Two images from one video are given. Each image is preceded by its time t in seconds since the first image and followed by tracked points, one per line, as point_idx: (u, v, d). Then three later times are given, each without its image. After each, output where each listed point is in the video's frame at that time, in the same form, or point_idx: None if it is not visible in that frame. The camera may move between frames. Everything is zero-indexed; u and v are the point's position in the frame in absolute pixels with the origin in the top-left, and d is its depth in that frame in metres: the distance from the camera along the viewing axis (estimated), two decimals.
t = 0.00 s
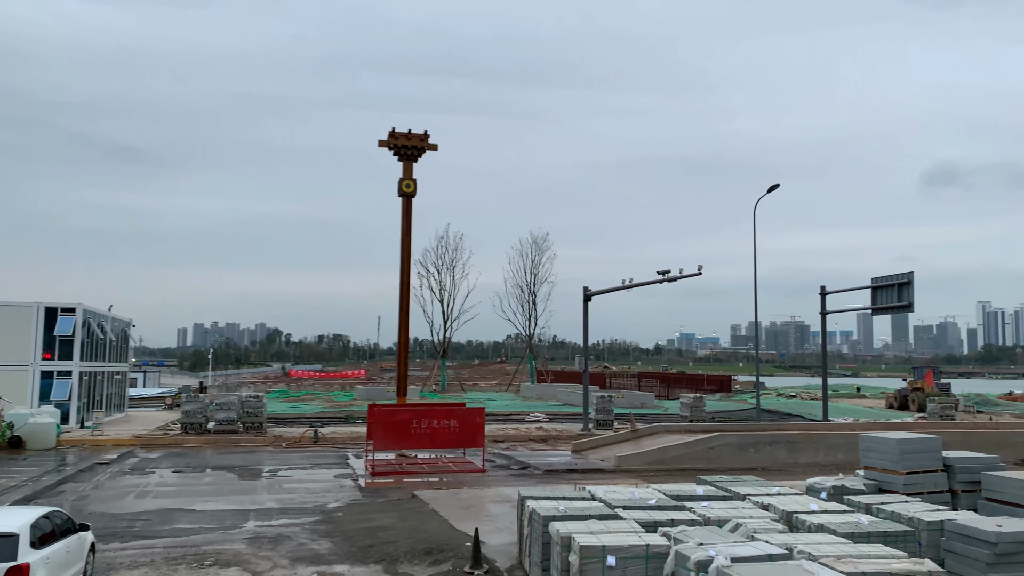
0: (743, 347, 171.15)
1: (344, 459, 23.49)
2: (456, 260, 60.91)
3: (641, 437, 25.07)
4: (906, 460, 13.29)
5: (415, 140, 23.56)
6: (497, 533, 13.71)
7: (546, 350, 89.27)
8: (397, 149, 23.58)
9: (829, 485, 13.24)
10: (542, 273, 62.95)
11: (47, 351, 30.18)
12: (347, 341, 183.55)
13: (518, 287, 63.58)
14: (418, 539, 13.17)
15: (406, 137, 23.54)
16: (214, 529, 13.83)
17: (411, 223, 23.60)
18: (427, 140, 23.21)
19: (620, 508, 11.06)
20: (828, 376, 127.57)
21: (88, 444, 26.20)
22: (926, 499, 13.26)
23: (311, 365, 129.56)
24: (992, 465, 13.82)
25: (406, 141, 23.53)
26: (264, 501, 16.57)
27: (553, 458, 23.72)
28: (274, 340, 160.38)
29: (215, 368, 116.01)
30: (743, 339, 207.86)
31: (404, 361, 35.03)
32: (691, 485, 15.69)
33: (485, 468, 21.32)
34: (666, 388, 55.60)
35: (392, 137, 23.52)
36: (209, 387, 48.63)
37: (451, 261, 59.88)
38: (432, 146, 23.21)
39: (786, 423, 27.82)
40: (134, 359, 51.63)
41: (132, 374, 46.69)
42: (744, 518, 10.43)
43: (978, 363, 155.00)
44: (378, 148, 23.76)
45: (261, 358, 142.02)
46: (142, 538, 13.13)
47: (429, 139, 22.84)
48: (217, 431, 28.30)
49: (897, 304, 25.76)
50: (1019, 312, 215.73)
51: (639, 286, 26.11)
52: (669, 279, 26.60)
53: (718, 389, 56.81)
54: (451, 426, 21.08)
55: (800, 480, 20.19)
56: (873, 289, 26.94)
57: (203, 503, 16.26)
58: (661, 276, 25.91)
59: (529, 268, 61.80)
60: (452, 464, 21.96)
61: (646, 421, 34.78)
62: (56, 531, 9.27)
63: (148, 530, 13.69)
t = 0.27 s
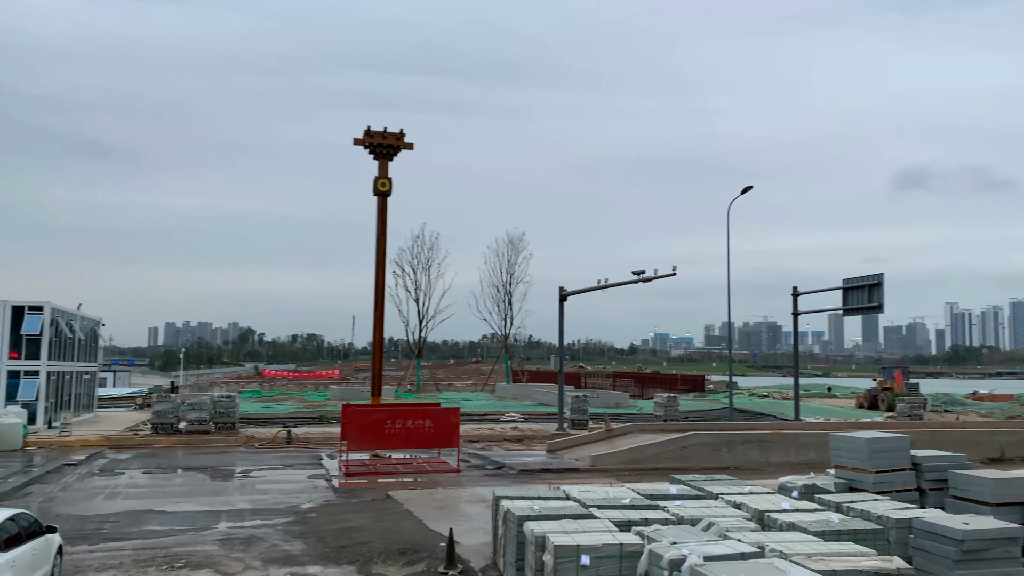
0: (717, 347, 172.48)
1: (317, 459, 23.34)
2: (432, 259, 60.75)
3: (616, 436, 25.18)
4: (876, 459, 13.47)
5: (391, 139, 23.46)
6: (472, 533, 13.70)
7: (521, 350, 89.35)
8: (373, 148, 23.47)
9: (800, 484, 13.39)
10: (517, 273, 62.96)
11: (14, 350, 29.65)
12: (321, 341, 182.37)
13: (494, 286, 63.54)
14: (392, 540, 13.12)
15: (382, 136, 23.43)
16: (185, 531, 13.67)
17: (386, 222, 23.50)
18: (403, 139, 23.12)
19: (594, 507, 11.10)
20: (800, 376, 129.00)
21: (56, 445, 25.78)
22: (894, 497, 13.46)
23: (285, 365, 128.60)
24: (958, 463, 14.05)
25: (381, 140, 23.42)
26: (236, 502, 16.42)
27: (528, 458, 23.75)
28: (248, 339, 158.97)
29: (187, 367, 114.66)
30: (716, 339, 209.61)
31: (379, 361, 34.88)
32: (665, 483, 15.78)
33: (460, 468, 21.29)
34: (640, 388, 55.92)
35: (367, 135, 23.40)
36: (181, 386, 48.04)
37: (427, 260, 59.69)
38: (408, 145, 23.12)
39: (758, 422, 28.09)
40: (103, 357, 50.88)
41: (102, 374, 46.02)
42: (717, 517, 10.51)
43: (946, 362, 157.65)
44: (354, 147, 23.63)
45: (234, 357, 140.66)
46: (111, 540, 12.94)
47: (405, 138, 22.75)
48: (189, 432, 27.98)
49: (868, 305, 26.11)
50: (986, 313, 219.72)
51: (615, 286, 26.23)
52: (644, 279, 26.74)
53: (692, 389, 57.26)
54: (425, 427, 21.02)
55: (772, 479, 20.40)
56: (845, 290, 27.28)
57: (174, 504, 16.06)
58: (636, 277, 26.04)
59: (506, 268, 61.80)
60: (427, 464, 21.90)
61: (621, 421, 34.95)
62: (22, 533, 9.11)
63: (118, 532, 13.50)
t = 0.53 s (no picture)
0: (688, 346, 173.82)
1: (288, 459, 23.15)
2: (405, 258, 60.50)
3: (588, 435, 25.28)
4: (843, 457, 13.67)
5: (364, 137, 23.33)
6: (444, 533, 13.68)
7: (494, 349, 89.35)
8: (345, 146, 23.32)
9: (769, 482, 13.55)
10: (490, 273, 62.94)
11: None
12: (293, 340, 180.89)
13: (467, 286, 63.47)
14: (364, 540, 13.06)
15: (355, 134, 23.30)
16: (152, 533, 13.48)
17: (359, 220, 23.37)
18: (375, 137, 23.01)
19: (566, 506, 11.13)
20: (769, 375, 130.46)
21: (19, 446, 25.29)
22: (861, 494, 13.67)
23: (256, 364, 127.38)
24: (924, 461, 14.29)
25: (354, 138, 23.28)
26: (205, 503, 16.23)
27: (501, 457, 23.76)
28: (218, 339, 157.21)
29: (155, 367, 113.07)
30: (687, 338, 211.26)
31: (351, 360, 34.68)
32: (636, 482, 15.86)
33: (432, 468, 21.23)
34: (613, 387, 56.22)
35: (339, 133, 23.25)
36: (148, 386, 47.36)
37: (400, 259, 59.44)
38: (380, 143, 23.01)
39: (728, 421, 28.38)
40: (69, 357, 50.04)
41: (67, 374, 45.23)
42: (688, 514, 10.59)
43: (911, 362, 160.34)
44: (326, 144, 23.46)
45: (203, 357, 139.03)
46: (76, 543, 12.73)
47: (377, 136, 22.63)
48: (157, 432, 27.60)
49: (835, 305, 26.48)
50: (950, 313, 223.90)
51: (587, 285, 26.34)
52: (616, 278, 26.88)
53: (663, 387, 57.71)
54: (397, 427, 20.95)
55: (742, 477, 20.62)
56: (813, 290, 27.63)
57: (141, 506, 15.84)
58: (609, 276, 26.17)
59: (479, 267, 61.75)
60: (399, 464, 21.80)
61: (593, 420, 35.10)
62: None
63: (83, 534, 13.28)
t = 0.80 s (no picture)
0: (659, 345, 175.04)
1: (258, 459, 22.94)
2: (377, 256, 60.16)
3: (560, 432, 25.36)
4: (811, 453, 13.85)
5: (335, 134, 23.17)
6: (416, 532, 13.64)
7: (467, 348, 89.29)
8: (315, 143, 23.14)
9: (738, 478, 13.71)
10: (463, 271, 62.83)
11: None
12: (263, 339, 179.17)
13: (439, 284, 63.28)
14: (335, 540, 12.99)
15: (326, 130, 23.13)
16: (119, 534, 13.28)
17: (330, 217, 23.21)
18: (347, 134, 22.86)
19: (538, 504, 11.16)
20: (739, 373, 131.86)
21: None
22: (828, 490, 13.87)
23: (225, 363, 125.93)
24: (889, 457, 14.53)
25: (325, 135, 23.11)
26: (173, 503, 16.01)
27: (473, 455, 23.75)
28: (186, 337, 155.21)
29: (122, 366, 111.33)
30: (658, 336, 212.76)
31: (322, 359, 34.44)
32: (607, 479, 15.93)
33: (403, 467, 21.16)
34: (585, 384, 56.47)
35: (310, 130, 23.06)
36: (115, 386, 46.67)
37: (372, 257, 59.09)
38: (352, 140, 22.86)
39: (698, 418, 28.63)
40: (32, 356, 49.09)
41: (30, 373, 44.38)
42: (658, 511, 10.67)
43: (877, 359, 162.98)
44: (296, 141, 23.25)
45: (171, 355, 137.15)
46: (39, 545, 12.49)
47: (349, 133, 22.49)
48: (123, 432, 27.18)
49: (803, 303, 26.82)
50: (915, 311, 227.91)
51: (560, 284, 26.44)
52: (588, 277, 27.01)
53: (634, 385, 58.14)
54: (369, 426, 20.84)
55: (712, 473, 20.82)
56: (782, 288, 27.97)
57: (107, 507, 15.59)
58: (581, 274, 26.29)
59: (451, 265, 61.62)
60: (370, 463, 21.70)
61: (565, 418, 35.21)
62: None
63: (47, 537, 13.04)
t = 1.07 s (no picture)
0: (632, 343, 175.91)
1: (229, 458, 22.70)
2: (350, 254, 59.73)
3: (533, 430, 25.42)
4: (780, 449, 14.02)
5: (307, 130, 22.98)
6: (388, 530, 13.60)
7: (441, 345, 89.07)
8: (287, 139, 22.93)
9: (709, 474, 13.85)
10: (436, 268, 62.65)
11: None
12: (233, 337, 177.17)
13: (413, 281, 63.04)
14: (306, 539, 12.91)
15: (298, 126, 22.93)
16: (86, 535, 13.07)
17: (302, 214, 23.02)
18: (319, 130, 22.68)
19: (511, 501, 11.17)
20: (711, 370, 133.05)
21: None
22: (797, 486, 14.05)
23: (195, 361, 124.33)
24: (856, 453, 14.75)
25: (297, 131, 22.91)
26: (141, 503, 15.79)
27: (446, 453, 23.70)
28: (155, 335, 153.03)
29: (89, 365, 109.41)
30: (631, 334, 213.78)
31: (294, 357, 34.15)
32: (580, 476, 15.98)
33: (376, 466, 21.09)
34: (558, 382, 56.62)
35: (282, 125, 22.85)
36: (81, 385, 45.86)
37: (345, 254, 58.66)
38: (324, 137, 22.70)
39: (670, 415, 28.86)
40: None
41: None
42: (631, 507, 10.73)
43: (846, 356, 165.27)
44: (268, 136, 23.03)
45: (140, 354, 135.11)
46: (2, 547, 12.25)
47: (321, 129, 22.31)
48: (91, 431, 26.75)
49: (773, 301, 27.12)
50: (883, 310, 231.34)
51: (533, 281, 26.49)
52: (562, 275, 27.10)
53: (607, 382, 58.52)
54: (342, 424, 20.73)
55: (684, 470, 20.99)
56: (753, 287, 28.25)
57: (73, 508, 15.33)
58: (554, 272, 26.35)
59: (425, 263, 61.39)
60: (343, 462, 21.58)
61: (538, 415, 35.26)
62: None
63: (11, 538, 12.80)
